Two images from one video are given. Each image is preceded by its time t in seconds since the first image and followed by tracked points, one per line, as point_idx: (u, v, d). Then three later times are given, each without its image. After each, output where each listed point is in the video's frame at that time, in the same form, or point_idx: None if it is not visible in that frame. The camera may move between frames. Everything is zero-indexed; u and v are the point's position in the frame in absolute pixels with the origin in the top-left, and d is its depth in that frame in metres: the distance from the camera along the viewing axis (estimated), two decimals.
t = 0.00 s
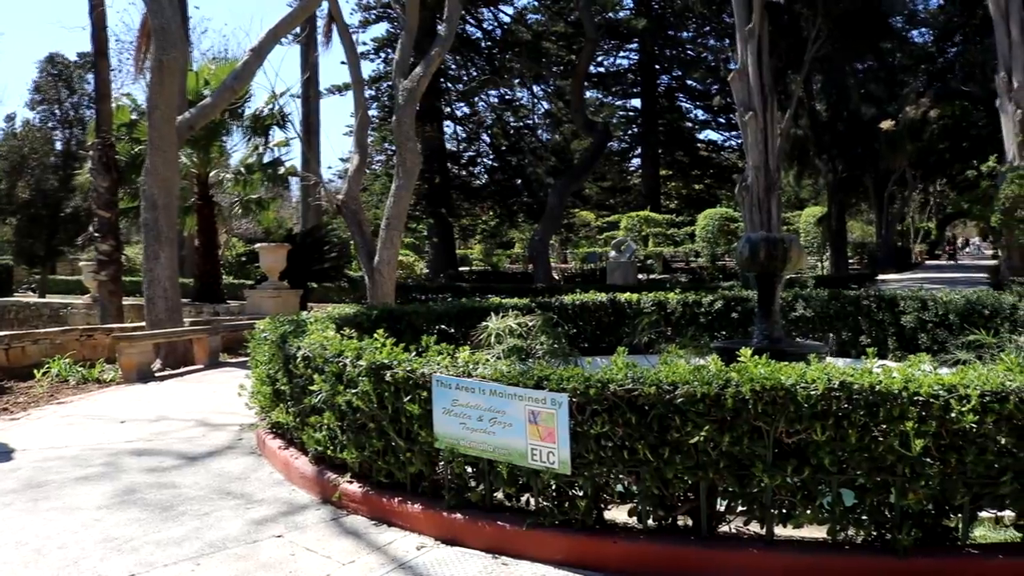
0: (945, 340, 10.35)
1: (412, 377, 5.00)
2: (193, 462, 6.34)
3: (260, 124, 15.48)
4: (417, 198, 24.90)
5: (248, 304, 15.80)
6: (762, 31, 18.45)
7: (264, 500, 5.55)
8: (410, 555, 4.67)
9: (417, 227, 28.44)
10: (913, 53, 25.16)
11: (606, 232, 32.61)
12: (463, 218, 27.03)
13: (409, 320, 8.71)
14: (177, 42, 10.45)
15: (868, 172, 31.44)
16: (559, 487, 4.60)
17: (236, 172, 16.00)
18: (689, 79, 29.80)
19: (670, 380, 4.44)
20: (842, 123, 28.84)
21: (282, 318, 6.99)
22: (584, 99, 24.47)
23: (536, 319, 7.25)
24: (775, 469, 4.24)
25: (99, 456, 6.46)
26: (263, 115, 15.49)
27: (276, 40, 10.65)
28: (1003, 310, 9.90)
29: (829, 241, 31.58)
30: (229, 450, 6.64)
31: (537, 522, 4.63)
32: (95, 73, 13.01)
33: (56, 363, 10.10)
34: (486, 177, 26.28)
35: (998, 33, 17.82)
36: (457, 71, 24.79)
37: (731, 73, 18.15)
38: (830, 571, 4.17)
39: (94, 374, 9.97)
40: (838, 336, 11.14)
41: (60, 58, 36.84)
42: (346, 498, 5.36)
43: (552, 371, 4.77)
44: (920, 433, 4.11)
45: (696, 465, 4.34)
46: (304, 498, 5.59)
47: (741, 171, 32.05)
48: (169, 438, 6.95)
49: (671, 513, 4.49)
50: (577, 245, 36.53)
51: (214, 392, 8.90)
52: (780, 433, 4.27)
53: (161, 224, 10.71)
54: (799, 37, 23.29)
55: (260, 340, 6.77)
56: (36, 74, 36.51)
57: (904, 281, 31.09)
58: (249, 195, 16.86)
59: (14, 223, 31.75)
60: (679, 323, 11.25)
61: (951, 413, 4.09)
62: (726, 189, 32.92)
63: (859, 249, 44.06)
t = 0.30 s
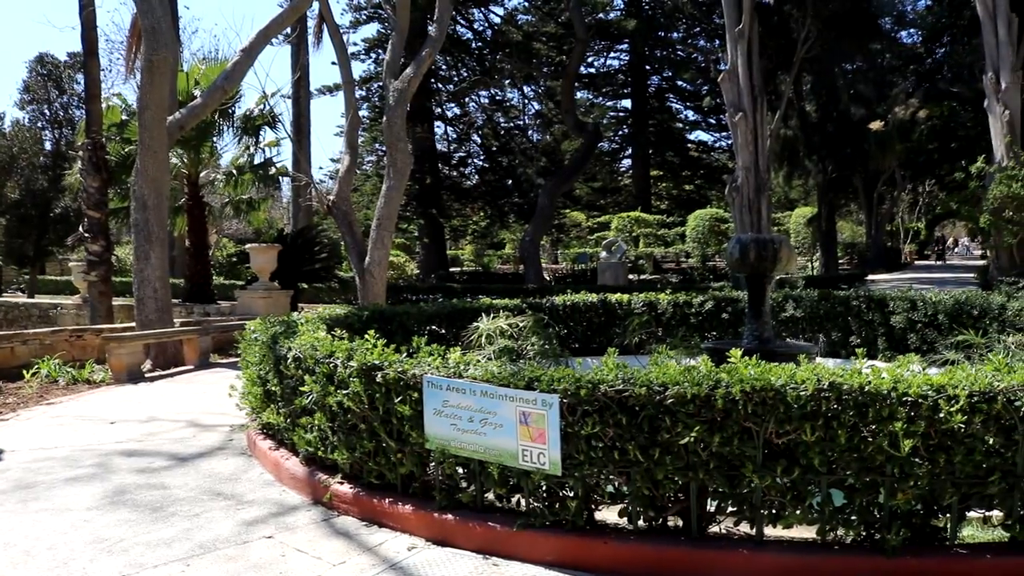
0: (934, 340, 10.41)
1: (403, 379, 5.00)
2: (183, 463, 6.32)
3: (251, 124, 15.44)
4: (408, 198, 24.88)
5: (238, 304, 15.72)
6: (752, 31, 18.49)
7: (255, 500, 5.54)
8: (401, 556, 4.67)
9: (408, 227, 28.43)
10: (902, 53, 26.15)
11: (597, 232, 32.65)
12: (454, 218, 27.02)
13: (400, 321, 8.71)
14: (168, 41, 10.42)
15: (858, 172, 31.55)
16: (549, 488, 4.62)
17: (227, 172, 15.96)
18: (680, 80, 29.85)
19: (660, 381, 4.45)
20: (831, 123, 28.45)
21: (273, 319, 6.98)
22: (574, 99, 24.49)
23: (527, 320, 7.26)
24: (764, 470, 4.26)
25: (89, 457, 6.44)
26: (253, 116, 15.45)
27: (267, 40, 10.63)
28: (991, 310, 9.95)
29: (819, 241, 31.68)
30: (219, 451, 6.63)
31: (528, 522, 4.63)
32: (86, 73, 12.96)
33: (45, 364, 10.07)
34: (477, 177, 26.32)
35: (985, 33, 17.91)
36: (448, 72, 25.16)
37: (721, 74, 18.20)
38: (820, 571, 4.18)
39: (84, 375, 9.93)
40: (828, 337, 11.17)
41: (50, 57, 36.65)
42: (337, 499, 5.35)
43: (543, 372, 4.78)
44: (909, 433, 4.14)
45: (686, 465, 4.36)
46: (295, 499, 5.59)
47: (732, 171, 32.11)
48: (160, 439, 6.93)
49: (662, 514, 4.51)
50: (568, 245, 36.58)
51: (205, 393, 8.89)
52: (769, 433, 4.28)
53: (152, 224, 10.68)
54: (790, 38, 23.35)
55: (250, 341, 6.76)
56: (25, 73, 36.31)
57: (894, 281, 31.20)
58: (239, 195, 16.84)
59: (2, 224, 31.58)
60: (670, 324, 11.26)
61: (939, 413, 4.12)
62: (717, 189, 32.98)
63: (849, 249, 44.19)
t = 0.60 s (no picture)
0: (924, 341, 10.45)
1: (393, 379, 4.99)
2: (173, 463, 6.30)
3: (242, 124, 15.42)
4: (399, 199, 24.85)
5: (229, 305, 15.67)
6: (743, 33, 18.52)
7: (245, 501, 5.53)
8: (391, 556, 4.66)
9: (399, 228, 28.40)
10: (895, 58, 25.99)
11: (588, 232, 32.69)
12: (445, 218, 26.99)
13: (391, 321, 8.70)
14: (158, 41, 10.38)
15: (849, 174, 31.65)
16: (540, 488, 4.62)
17: (218, 172, 15.92)
18: (672, 81, 29.90)
19: (650, 382, 4.45)
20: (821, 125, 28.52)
21: (263, 319, 6.96)
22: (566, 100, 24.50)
23: (518, 320, 7.26)
24: (754, 470, 4.27)
25: (78, 457, 6.41)
26: (244, 115, 15.41)
27: (258, 39, 10.61)
28: (981, 312, 9.99)
29: (810, 242, 31.79)
30: (209, 452, 6.61)
31: (519, 523, 4.63)
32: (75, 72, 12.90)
33: (35, 364, 10.02)
34: (468, 178, 26.25)
35: (975, 37, 17.98)
36: (440, 72, 24.96)
37: (712, 75, 18.26)
38: (811, 570, 4.20)
39: (73, 376, 9.89)
40: (819, 338, 11.21)
41: (39, 56, 36.44)
42: (328, 500, 5.34)
43: (534, 372, 4.78)
44: (898, 434, 4.16)
45: (676, 466, 4.36)
46: (286, 499, 5.58)
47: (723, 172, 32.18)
48: (150, 440, 6.92)
49: (652, 514, 4.51)
50: (559, 246, 36.61)
51: (195, 394, 8.86)
52: (760, 434, 4.29)
53: (142, 224, 10.64)
54: (781, 40, 23.40)
55: (241, 341, 6.74)
56: (15, 71, 36.13)
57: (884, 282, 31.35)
58: (231, 195, 16.82)
59: None
60: (661, 325, 11.27)
61: (928, 414, 4.15)
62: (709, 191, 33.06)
63: (839, 251, 44.37)
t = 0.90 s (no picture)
0: (914, 341, 10.48)
1: (384, 380, 4.99)
2: (164, 464, 6.29)
3: (233, 124, 15.40)
4: (390, 199, 24.82)
5: (219, 306, 15.61)
6: (734, 34, 18.55)
7: (236, 502, 5.51)
8: (382, 557, 4.66)
9: (390, 228, 28.38)
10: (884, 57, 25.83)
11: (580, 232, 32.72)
12: (437, 219, 26.98)
13: (382, 322, 8.68)
14: (148, 40, 10.32)
15: (840, 174, 31.74)
16: (531, 488, 4.62)
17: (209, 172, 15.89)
18: (662, 81, 29.95)
19: (641, 382, 4.45)
20: (812, 125, 28.96)
21: (254, 320, 6.95)
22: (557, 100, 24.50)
23: (509, 321, 7.25)
24: (745, 469, 4.28)
25: (67, 459, 6.39)
26: (235, 115, 15.38)
27: (248, 39, 10.57)
28: (970, 311, 10.03)
29: (801, 242, 31.90)
30: (199, 453, 6.59)
31: (509, 523, 4.63)
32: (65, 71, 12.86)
33: (24, 365, 9.99)
34: (460, 178, 26.22)
35: (965, 38, 18.01)
36: (432, 72, 25.10)
37: (703, 76, 18.29)
38: (801, 569, 4.21)
39: (63, 377, 9.86)
40: (810, 337, 11.25)
41: (28, 55, 36.21)
42: (319, 501, 5.33)
43: (525, 373, 4.78)
44: (888, 434, 4.18)
45: (667, 466, 4.37)
46: (276, 500, 5.57)
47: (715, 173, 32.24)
48: (141, 441, 6.90)
49: (643, 514, 4.52)
50: (551, 246, 36.65)
51: (185, 395, 8.84)
52: (750, 433, 4.30)
53: (132, 224, 10.60)
54: (772, 40, 23.49)
55: (232, 341, 6.72)
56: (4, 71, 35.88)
57: (875, 282, 31.48)
58: (221, 196, 16.82)
59: None
60: (652, 325, 11.29)
61: (918, 413, 4.16)
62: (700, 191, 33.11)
63: (830, 251, 44.50)
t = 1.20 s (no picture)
0: (904, 340, 10.52)
1: (375, 380, 4.98)
2: (154, 465, 6.27)
3: (224, 124, 15.38)
4: (381, 199, 24.87)
5: (210, 307, 15.48)
6: (725, 34, 18.60)
7: (226, 503, 5.49)
8: (373, 557, 4.65)
9: (381, 228, 28.37)
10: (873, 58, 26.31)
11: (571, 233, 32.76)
12: (428, 219, 26.98)
13: (373, 322, 8.67)
14: (138, 40, 10.27)
15: (830, 175, 31.85)
16: (522, 488, 4.62)
17: (199, 173, 15.88)
18: (654, 82, 30.00)
19: (631, 382, 4.45)
20: (803, 125, 29.25)
21: (244, 320, 6.93)
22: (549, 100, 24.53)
23: (500, 321, 7.24)
24: (735, 469, 4.28)
25: (56, 461, 6.36)
26: (225, 116, 15.36)
27: (239, 40, 10.55)
28: (959, 311, 10.08)
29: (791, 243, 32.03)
30: (189, 454, 6.57)
31: (500, 523, 4.63)
32: (54, 71, 12.82)
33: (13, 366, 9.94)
34: (451, 178, 26.28)
35: (954, 39, 18.09)
36: (422, 72, 24.91)
37: (694, 76, 18.33)
38: (793, 569, 4.21)
39: (52, 378, 9.83)
40: (800, 337, 11.28)
41: (17, 54, 36.08)
42: (309, 502, 5.32)
43: (515, 372, 4.77)
44: (877, 433, 4.19)
45: (658, 465, 4.37)
46: (267, 501, 5.55)
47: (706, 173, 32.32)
48: (131, 442, 6.87)
49: (633, 513, 4.52)
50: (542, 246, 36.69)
51: (175, 395, 8.82)
52: (740, 433, 4.31)
53: (123, 224, 10.56)
54: (763, 41, 23.55)
55: (222, 342, 6.70)
56: None
57: (865, 282, 31.65)
58: (212, 196, 16.80)
59: None
60: (643, 325, 11.32)
61: (907, 412, 4.18)
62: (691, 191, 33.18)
63: (821, 251, 44.66)
